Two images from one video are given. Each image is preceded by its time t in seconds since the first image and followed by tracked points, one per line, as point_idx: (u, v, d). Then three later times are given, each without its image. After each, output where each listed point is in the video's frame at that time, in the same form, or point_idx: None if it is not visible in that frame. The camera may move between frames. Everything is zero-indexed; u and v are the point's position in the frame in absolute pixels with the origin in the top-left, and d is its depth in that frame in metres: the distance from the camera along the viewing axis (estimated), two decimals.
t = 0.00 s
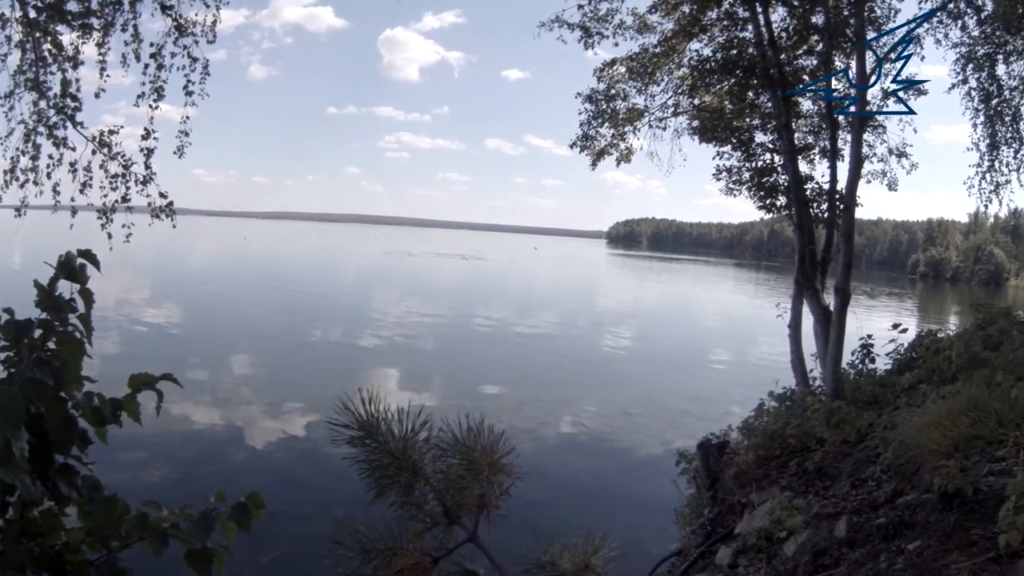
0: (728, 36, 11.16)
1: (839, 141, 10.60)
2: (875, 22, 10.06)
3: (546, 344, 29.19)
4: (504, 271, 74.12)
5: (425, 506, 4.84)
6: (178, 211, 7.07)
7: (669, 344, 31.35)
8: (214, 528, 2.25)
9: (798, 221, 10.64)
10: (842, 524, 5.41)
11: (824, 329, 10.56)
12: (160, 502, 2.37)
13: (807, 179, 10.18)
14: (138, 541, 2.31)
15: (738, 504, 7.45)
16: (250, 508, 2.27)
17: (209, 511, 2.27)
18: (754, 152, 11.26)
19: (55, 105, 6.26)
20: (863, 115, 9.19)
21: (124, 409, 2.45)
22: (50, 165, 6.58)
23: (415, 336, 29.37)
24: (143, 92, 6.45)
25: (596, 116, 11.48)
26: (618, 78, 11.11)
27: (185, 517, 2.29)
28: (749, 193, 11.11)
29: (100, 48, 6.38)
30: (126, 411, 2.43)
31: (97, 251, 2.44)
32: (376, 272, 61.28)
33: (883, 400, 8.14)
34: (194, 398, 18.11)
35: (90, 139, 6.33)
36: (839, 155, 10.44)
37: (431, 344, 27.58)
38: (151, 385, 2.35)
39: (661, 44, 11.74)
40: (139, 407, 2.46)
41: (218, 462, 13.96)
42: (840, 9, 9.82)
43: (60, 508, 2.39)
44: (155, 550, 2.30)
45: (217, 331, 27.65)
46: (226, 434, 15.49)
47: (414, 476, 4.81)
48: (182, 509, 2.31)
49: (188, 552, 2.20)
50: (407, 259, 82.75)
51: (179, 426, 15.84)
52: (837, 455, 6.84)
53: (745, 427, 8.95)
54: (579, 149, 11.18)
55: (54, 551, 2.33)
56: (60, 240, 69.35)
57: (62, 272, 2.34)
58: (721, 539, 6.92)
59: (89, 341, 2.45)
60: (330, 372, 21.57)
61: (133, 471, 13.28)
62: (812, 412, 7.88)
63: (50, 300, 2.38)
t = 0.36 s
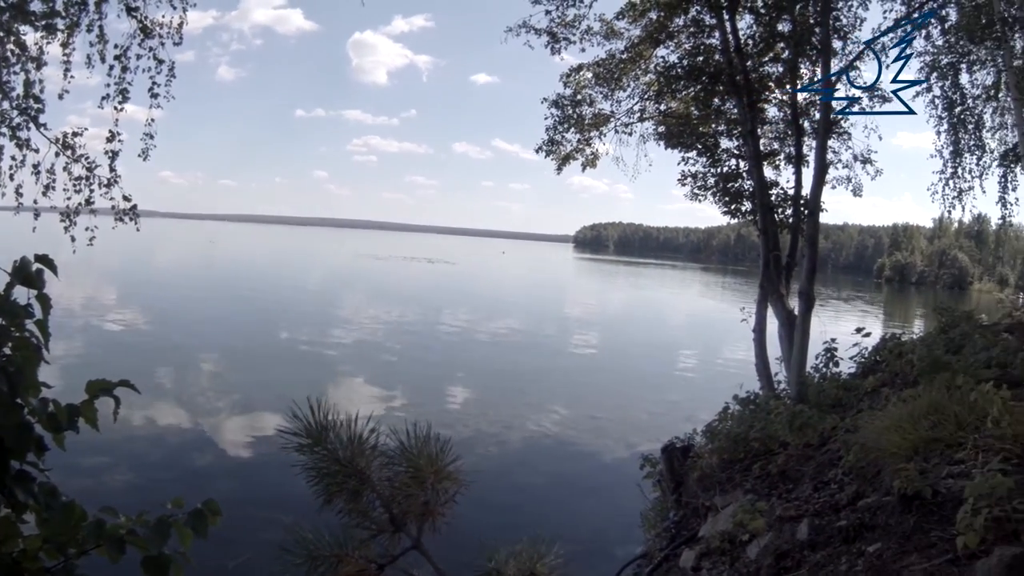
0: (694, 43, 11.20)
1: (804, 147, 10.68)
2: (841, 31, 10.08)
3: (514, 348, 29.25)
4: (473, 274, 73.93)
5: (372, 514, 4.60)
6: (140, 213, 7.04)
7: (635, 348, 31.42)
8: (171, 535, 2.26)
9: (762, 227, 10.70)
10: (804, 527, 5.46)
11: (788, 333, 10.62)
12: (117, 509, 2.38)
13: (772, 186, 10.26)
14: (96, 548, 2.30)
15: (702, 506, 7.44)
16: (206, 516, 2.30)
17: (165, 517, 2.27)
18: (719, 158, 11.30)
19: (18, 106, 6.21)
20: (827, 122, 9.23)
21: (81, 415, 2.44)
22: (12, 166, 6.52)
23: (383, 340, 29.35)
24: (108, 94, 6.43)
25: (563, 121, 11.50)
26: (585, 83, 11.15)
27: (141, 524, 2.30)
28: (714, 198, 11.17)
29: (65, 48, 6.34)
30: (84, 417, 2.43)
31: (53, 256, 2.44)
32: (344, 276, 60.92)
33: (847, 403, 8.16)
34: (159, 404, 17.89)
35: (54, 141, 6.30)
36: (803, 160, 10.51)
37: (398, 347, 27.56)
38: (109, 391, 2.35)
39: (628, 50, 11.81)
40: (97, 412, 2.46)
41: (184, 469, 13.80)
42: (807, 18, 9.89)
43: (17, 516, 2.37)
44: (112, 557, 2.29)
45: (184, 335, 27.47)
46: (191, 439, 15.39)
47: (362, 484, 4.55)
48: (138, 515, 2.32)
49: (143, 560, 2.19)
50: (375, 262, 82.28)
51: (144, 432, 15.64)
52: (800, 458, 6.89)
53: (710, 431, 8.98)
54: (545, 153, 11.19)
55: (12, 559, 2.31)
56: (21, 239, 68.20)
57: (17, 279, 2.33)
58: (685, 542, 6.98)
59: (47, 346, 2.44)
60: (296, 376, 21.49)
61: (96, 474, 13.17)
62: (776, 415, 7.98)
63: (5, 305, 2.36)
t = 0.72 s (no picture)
0: (665, 41, 11.16)
1: (773, 148, 10.76)
2: (811, 32, 10.17)
3: (482, 343, 29.20)
4: (444, 268, 73.67)
5: (320, 506, 5.41)
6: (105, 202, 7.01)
7: (603, 344, 31.54)
8: (128, 527, 2.25)
9: (729, 226, 10.76)
10: (764, 524, 5.47)
11: (754, 331, 10.69)
12: (74, 502, 2.37)
13: (740, 185, 10.30)
14: (52, 541, 2.31)
15: (664, 502, 7.50)
16: (162, 509, 2.31)
17: (122, 510, 2.26)
18: (688, 156, 11.32)
19: None
20: (797, 123, 9.29)
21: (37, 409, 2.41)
22: None
23: (352, 333, 29.21)
24: (75, 82, 6.38)
25: (532, 116, 11.48)
26: (555, 79, 11.16)
27: (98, 517, 2.30)
28: (682, 196, 11.22)
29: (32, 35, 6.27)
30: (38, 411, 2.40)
31: (11, 247, 2.43)
32: (313, 268, 60.58)
33: (811, 401, 8.22)
34: (126, 396, 17.73)
35: (19, 129, 6.25)
36: (772, 160, 10.58)
37: (366, 341, 27.44)
38: (68, 383, 2.35)
39: (599, 47, 11.80)
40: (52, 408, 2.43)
41: (152, 463, 13.70)
42: (778, 18, 10.12)
43: None
44: (67, 549, 2.30)
45: (150, 327, 27.19)
46: (155, 433, 15.28)
47: (310, 476, 5.35)
48: (97, 509, 2.32)
49: (100, 553, 2.19)
50: (345, 255, 81.73)
51: (110, 426, 15.49)
52: (762, 455, 6.94)
53: (673, 428, 8.97)
54: (514, 149, 11.17)
55: None
56: None
57: None
58: (647, 538, 7.03)
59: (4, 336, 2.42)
60: (263, 369, 21.34)
61: (61, 467, 13.08)
62: (739, 412, 8.05)
63: None
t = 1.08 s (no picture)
0: (620, 40, 11.21)
1: (726, 146, 10.80)
2: (765, 32, 10.24)
3: (442, 341, 29.22)
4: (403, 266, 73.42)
5: (254, 511, 4.96)
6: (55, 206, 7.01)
7: (563, 341, 31.72)
8: (74, 536, 2.25)
9: (683, 223, 10.86)
10: (716, 519, 5.54)
11: (707, 328, 10.79)
12: (17, 514, 2.31)
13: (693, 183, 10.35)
14: None
15: (619, 499, 7.69)
16: (107, 516, 2.32)
17: (68, 519, 2.27)
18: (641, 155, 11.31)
19: None
20: (750, 121, 9.33)
21: None
22: None
23: (312, 334, 29.07)
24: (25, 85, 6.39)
25: (485, 116, 11.44)
26: (509, 79, 11.16)
27: (43, 526, 2.27)
28: (636, 194, 11.27)
29: None
30: None
31: None
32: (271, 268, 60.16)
33: (765, 396, 8.35)
34: (82, 403, 17.49)
35: None
36: (727, 158, 10.65)
37: (325, 342, 27.31)
38: (10, 392, 2.31)
39: (553, 46, 11.77)
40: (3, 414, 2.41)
41: (113, 471, 13.55)
42: (732, 18, 10.07)
43: None
44: (11, 562, 2.22)
45: (106, 331, 26.79)
46: (111, 440, 15.13)
47: (245, 481, 4.90)
48: (39, 518, 2.29)
49: (45, 562, 2.18)
50: (301, 255, 80.89)
51: (68, 434, 15.27)
52: (715, 451, 7.03)
53: (626, 426, 8.99)
54: (467, 148, 11.15)
55: None
56: None
57: None
58: (602, 536, 7.16)
59: None
60: (222, 372, 21.18)
61: (15, 477, 12.89)
62: (690, 408, 8.11)
63: None
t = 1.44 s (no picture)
0: (578, 38, 11.22)
1: (684, 142, 10.86)
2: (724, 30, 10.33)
3: (405, 335, 29.10)
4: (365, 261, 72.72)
5: (196, 519, 4.40)
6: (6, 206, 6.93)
7: (528, 333, 31.77)
8: (22, 543, 2.41)
9: (641, 220, 10.93)
10: (674, 515, 5.69)
11: (666, 324, 10.87)
12: None
13: (651, 180, 10.43)
14: None
15: (579, 497, 7.72)
16: (56, 521, 2.44)
17: (16, 528, 2.42)
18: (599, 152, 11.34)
19: None
20: (708, 118, 9.38)
21: None
22: None
23: (275, 330, 28.81)
24: None
25: (443, 113, 11.41)
26: (467, 76, 11.14)
27: None
28: (594, 191, 11.29)
29: None
30: None
31: None
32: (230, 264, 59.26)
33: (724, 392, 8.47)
34: (39, 405, 17.16)
35: None
36: (685, 155, 10.71)
37: (288, 337, 27.08)
38: None
39: (512, 43, 11.81)
40: None
41: (74, 475, 13.28)
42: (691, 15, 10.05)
43: None
44: None
45: (63, 332, 26.27)
46: (72, 442, 14.89)
47: (188, 489, 4.35)
48: None
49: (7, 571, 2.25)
50: (257, 250, 80.18)
51: (25, 438, 14.92)
52: (673, 448, 7.16)
53: (586, 423, 9.01)
54: (425, 146, 11.11)
55: None
56: None
57: None
58: (562, 533, 7.22)
59: None
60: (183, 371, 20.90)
61: None
62: (648, 405, 8.17)
63: None
